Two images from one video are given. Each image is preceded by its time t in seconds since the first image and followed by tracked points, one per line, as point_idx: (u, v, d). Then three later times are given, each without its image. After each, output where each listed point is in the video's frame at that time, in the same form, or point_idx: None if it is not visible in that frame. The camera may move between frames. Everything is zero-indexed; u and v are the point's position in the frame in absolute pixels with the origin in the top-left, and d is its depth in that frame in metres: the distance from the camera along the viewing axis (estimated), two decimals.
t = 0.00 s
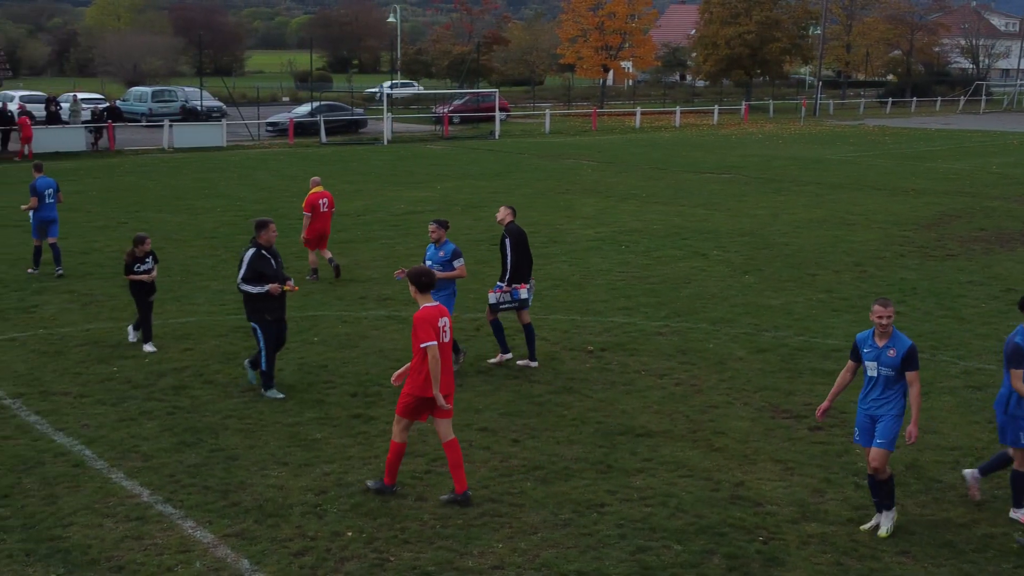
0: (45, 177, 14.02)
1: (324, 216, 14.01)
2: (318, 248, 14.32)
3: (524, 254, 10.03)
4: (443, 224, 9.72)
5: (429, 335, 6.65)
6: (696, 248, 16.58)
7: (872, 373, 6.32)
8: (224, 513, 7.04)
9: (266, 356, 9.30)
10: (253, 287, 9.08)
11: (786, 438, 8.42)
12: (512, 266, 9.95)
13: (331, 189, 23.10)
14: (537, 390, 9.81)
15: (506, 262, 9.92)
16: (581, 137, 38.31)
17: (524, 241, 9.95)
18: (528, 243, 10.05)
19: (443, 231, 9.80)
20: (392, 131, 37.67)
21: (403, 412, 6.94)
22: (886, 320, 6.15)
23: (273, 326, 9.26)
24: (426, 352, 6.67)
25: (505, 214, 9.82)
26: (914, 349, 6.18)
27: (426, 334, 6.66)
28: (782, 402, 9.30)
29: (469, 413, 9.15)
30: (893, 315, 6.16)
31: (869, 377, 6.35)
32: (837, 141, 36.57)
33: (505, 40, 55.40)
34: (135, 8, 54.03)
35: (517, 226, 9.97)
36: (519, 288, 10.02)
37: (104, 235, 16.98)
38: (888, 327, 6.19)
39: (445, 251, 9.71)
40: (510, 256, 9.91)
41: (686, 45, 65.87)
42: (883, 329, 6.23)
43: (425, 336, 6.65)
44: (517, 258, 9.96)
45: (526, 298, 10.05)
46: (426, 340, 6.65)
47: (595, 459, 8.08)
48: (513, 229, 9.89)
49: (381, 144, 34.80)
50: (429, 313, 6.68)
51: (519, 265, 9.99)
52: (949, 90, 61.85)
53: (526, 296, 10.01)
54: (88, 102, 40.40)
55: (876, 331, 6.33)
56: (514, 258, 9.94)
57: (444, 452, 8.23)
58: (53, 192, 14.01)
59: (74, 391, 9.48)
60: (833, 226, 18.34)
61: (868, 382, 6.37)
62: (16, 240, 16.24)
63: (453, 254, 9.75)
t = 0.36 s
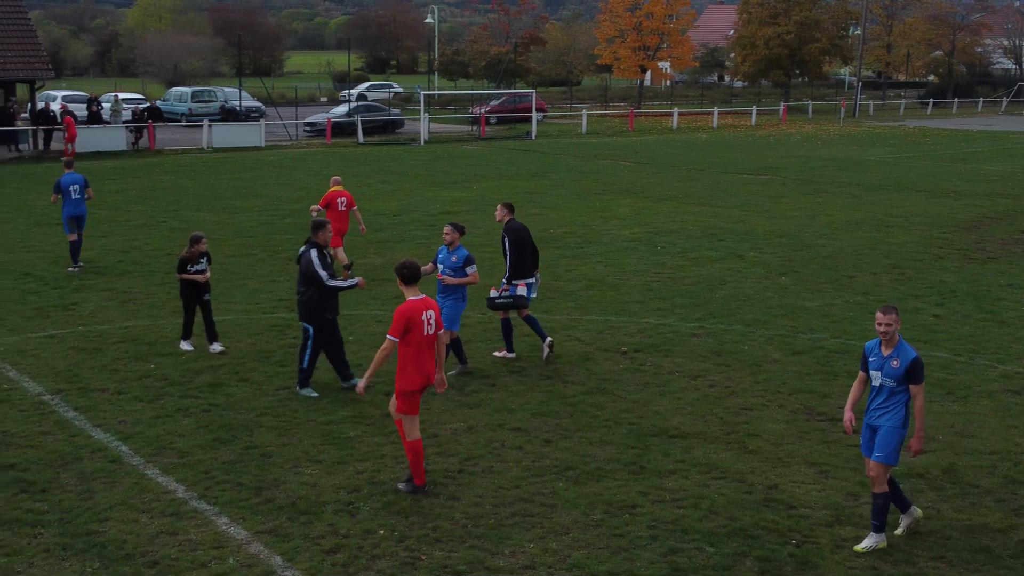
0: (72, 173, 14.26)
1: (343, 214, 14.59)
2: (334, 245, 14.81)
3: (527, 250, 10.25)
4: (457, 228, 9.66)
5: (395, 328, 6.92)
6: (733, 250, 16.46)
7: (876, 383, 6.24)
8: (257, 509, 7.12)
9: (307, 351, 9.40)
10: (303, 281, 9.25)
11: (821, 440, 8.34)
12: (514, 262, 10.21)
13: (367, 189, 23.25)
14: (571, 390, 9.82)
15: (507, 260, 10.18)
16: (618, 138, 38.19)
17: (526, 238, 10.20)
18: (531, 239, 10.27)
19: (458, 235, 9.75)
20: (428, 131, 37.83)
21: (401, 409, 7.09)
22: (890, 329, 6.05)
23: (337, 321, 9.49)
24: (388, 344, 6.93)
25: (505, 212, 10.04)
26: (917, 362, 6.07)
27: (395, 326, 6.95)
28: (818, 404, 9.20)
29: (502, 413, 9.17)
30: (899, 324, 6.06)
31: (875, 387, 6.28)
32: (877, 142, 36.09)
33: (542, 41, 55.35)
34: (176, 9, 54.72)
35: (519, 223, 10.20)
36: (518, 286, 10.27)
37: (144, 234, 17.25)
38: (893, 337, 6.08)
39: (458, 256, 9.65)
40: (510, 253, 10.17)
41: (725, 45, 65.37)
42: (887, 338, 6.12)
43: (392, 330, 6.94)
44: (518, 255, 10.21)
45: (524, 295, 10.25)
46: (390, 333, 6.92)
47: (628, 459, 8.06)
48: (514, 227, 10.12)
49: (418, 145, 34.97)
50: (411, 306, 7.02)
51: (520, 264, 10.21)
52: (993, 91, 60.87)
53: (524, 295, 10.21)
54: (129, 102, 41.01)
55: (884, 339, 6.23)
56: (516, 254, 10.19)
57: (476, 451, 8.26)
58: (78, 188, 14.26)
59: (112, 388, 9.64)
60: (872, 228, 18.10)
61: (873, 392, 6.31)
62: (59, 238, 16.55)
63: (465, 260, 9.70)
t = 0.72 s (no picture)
0: (107, 169, 14.62)
1: (364, 209, 14.84)
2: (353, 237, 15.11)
3: (532, 247, 10.52)
4: (471, 228, 9.65)
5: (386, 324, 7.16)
6: (769, 251, 16.31)
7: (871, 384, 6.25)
8: (290, 506, 7.19)
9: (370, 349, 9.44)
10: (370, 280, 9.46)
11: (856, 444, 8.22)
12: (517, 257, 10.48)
13: (403, 189, 23.38)
14: (604, 391, 9.79)
15: (512, 253, 10.46)
16: (654, 139, 38.01)
17: (531, 236, 10.50)
18: (535, 236, 10.56)
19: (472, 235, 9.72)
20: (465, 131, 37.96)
21: (394, 401, 7.27)
22: (875, 328, 6.10)
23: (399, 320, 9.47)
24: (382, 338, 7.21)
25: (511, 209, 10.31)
26: (896, 362, 5.97)
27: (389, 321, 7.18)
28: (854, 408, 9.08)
29: (535, 414, 9.17)
30: (887, 325, 6.09)
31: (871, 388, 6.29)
32: (918, 143, 35.57)
33: (579, 41, 55.29)
34: (216, 10, 55.35)
35: (526, 221, 10.52)
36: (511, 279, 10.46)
37: (184, 233, 17.50)
38: (881, 337, 6.11)
39: (472, 256, 9.63)
40: (515, 248, 10.45)
41: (763, 46, 64.83)
42: (876, 337, 6.15)
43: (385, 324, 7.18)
44: (522, 251, 10.48)
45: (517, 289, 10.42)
46: (383, 328, 7.18)
47: (661, 461, 8.02)
48: (521, 225, 10.46)
49: (454, 145, 35.10)
50: (402, 301, 7.22)
51: (523, 261, 10.49)
52: None
53: (516, 288, 10.34)
54: (170, 103, 41.59)
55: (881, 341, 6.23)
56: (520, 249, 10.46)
57: (508, 451, 8.26)
58: (113, 185, 14.63)
59: (150, 385, 9.79)
60: (911, 230, 17.84)
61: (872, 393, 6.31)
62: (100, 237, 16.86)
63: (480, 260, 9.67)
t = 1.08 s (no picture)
0: (142, 167, 14.81)
1: (382, 207, 14.98)
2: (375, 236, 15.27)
3: (539, 239, 10.71)
4: (487, 228, 9.76)
5: (395, 314, 7.32)
6: (806, 253, 16.13)
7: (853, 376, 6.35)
8: (323, 504, 7.26)
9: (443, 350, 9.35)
10: (417, 282, 9.10)
11: (892, 447, 8.09)
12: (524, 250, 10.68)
13: (439, 189, 23.47)
14: (638, 392, 9.76)
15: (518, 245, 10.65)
16: (691, 139, 37.75)
17: (538, 229, 10.66)
18: (544, 228, 10.73)
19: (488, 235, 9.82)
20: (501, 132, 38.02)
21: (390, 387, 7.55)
22: (854, 321, 6.22)
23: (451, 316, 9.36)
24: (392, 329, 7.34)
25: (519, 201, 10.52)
26: (865, 353, 6.05)
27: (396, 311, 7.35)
28: (891, 410, 8.93)
29: (568, 413, 9.17)
30: (866, 320, 6.19)
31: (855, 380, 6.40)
32: (961, 145, 34.96)
33: (616, 42, 55.08)
34: (256, 11, 55.95)
35: (534, 213, 10.67)
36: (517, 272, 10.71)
37: (223, 232, 17.73)
38: (859, 331, 6.21)
39: (490, 256, 9.68)
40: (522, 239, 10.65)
41: (803, 47, 64.15)
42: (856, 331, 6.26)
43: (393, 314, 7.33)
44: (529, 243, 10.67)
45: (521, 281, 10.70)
46: (393, 319, 7.33)
47: (694, 462, 7.97)
48: (528, 216, 10.63)
49: (489, 146, 35.14)
50: (402, 290, 7.43)
51: (529, 253, 10.69)
52: None
53: (522, 281, 10.65)
54: (210, 103, 42.13)
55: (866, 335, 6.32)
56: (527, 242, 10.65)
57: (540, 451, 8.27)
58: (149, 182, 14.85)
59: (186, 382, 9.93)
60: (952, 232, 17.55)
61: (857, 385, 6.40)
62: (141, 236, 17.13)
63: (496, 260, 9.69)
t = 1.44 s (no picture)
0: (169, 165, 15.11)
1: (401, 205, 15.13)
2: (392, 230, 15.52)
3: (543, 236, 10.87)
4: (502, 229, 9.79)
5: (390, 305, 7.55)
6: (844, 255, 15.93)
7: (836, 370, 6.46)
8: (355, 501, 7.32)
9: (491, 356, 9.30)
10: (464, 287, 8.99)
11: (929, 450, 7.97)
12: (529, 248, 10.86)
13: (474, 189, 23.53)
14: (671, 393, 9.71)
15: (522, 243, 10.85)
16: (728, 140, 37.46)
17: (541, 227, 10.81)
18: (548, 226, 10.89)
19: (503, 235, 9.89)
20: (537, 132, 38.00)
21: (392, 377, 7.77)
22: (834, 319, 6.30)
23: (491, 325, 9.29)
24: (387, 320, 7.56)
25: (523, 200, 10.70)
26: (844, 351, 6.14)
27: (392, 303, 7.58)
28: (927, 413, 8.80)
29: (600, 414, 9.15)
30: (846, 318, 6.26)
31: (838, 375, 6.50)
32: (1005, 146, 34.30)
33: (653, 42, 54.84)
34: (295, 12, 56.60)
35: (536, 212, 10.84)
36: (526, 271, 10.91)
37: (260, 231, 17.93)
38: (840, 329, 6.30)
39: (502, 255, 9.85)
40: (526, 237, 10.84)
41: (843, 47, 63.43)
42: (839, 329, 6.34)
43: (388, 305, 7.56)
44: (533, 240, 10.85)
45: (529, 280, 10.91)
46: (388, 309, 7.55)
47: (727, 464, 7.92)
48: (532, 215, 10.79)
49: (525, 146, 35.14)
50: (400, 281, 7.65)
51: (533, 251, 10.87)
52: None
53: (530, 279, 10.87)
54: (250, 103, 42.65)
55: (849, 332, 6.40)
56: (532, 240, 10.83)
57: (572, 452, 8.26)
58: (176, 179, 15.14)
59: (221, 379, 10.08)
60: (993, 234, 17.23)
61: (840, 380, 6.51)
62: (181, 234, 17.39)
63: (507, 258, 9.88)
